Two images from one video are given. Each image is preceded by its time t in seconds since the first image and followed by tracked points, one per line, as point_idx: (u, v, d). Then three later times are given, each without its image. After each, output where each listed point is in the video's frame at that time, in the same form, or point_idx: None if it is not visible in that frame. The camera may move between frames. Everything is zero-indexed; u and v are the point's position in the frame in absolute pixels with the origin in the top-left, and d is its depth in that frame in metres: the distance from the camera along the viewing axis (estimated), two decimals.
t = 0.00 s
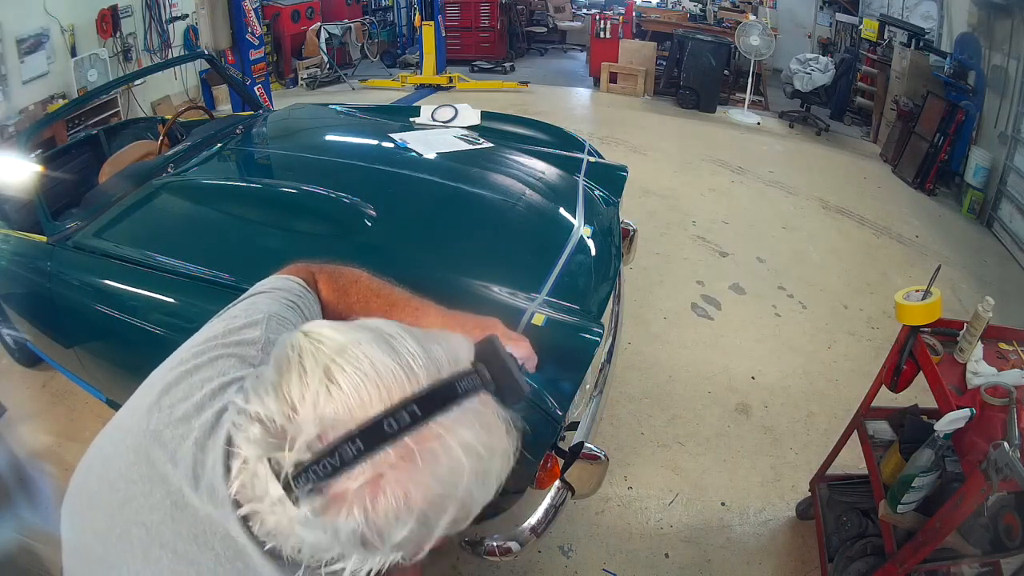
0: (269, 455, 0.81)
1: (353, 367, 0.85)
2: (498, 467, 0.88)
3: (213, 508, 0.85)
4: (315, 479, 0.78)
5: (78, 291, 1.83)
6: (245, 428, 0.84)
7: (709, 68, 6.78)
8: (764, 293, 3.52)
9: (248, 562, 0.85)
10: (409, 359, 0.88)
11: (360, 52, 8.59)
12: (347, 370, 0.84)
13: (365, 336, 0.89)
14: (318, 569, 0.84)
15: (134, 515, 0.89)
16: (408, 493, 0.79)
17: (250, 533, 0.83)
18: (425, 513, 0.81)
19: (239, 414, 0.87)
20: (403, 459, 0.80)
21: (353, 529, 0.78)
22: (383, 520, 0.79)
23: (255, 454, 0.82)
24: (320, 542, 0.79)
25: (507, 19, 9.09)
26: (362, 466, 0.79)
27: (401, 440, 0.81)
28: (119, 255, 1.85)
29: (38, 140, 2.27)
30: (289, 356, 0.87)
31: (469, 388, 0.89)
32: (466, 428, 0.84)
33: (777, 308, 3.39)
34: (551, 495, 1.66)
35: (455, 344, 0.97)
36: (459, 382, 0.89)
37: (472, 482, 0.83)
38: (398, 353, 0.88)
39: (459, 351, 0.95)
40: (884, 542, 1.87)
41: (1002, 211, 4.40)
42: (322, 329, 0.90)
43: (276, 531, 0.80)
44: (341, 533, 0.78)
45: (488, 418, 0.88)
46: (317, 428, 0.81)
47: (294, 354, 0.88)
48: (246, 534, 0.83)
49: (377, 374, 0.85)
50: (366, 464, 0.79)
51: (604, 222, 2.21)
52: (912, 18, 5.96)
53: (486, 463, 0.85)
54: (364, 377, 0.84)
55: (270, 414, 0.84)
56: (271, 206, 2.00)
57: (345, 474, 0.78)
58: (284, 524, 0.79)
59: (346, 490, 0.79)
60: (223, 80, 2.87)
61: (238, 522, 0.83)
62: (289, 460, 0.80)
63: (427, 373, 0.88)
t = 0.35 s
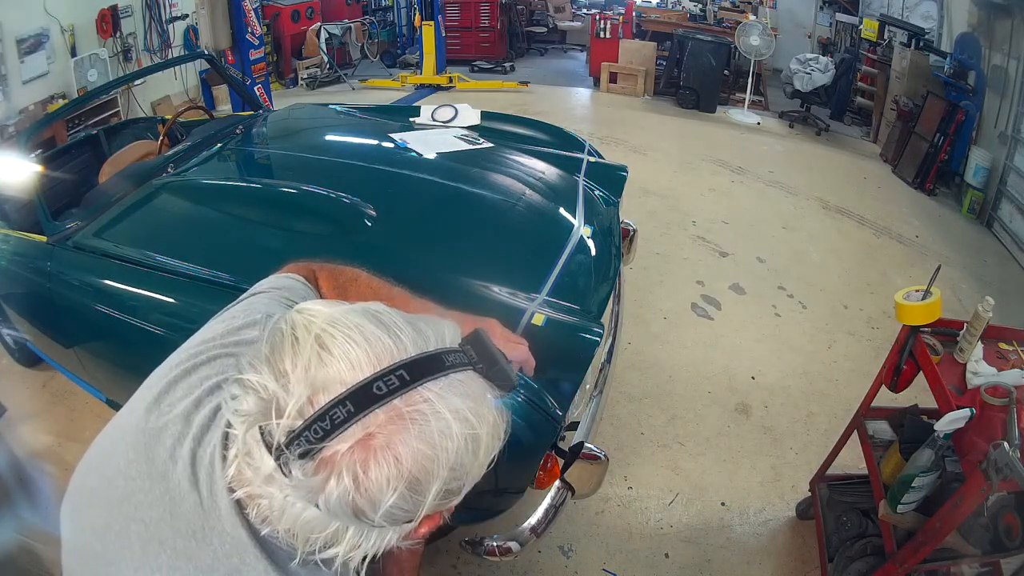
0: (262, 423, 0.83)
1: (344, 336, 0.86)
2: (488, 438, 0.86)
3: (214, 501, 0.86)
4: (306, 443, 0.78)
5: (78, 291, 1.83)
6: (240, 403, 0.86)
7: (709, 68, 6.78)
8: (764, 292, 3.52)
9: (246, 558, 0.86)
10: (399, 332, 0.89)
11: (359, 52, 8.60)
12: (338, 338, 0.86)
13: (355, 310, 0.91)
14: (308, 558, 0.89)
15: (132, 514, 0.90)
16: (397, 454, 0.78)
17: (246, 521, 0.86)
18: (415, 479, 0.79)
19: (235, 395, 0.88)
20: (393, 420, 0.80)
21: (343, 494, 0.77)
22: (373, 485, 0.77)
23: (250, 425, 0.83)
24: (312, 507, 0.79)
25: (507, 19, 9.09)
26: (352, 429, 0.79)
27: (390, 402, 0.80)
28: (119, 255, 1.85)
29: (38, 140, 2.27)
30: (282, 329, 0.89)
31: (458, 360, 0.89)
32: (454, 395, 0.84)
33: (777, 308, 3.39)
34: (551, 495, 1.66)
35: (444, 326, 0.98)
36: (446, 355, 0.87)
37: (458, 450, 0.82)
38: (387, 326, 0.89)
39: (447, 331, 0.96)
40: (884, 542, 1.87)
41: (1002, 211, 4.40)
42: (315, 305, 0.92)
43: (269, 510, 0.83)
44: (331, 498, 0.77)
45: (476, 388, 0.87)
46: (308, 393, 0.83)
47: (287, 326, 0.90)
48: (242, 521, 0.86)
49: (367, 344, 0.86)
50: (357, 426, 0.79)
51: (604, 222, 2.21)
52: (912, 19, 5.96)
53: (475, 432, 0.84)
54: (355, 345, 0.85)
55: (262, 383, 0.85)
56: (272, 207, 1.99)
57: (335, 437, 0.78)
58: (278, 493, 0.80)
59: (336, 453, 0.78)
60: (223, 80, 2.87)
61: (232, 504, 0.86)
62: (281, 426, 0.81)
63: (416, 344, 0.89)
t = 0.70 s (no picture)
0: (259, 417, 0.84)
1: (345, 333, 0.87)
2: (483, 440, 0.86)
3: (210, 495, 0.86)
4: (301, 436, 0.78)
5: (78, 291, 1.83)
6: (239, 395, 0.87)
7: (709, 68, 6.78)
8: (764, 292, 3.52)
9: (242, 553, 0.85)
10: (399, 332, 0.89)
11: (359, 52, 8.60)
12: (340, 335, 0.87)
13: (358, 308, 0.92)
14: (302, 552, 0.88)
15: (128, 508, 0.90)
16: (392, 452, 0.78)
17: (240, 516, 0.86)
18: (408, 477, 0.79)
19: (235, 388, 0.89)
20: (389, 418, 0.80)
21: (337, 489, 0.78)
22: (366, 481, 0.78)
23: (248, 419, 0.84)
24: (305, 501, 0.80)
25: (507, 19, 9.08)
26: (348, 424, 0.79)
27: (387, 400, 0.81)
28: (119, 255, 1.85)
29: (38, 140, 2.27)
30: (284, 324, 0.90)
31: (457, 361, 0.89)
32: (451, 396, 0.84)
33: (777, 308, 3.39)
34: (551, 495, 1.66)
35: (446, 328, 0.98)
36: (444, 356, 0.88)
37: (450, 453, 0.82)
38: (389, 325, 0.90)
39: (449, 333, 0.96)
40: (884, 541, 1.87)
41: (1002, 211, 4.40)
42: (318, 302, 0.93)
43: (264, 504, 0.83)
44: (324, 492, 0.78)
45: (473, 391, 0.87)
46: (306, 388, 0.83)
47: (288, 323, 0.91)
48: (237, 516, 0.85)
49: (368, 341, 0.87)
50: (353, 422, 0.79)
51: (604, 222, 2.21)
52: (912, 19, 5.96)
53: (470, 433, 0.84)
54: (355, 342, 0.86)
55: (262, 378, 0.86)
56: (270, 205, 2.00)
57: (331, 432, 0.79)
58: (271, 485, 0.80)
59: (330, 448, 0.79)
60: (223, 80, 2.87)
61: (228, 497, 0.86)
62: (278, 420, 0.81)
63: (416, 344, 0.89)
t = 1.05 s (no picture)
0: (276, 438, 0.81)
1: (374, 361, 0.85)
2: (496, 477, 0.87)
3: (204, 497, 0.85)
4: (322, 464, 0.77)
5: (78, 291, 1.83)
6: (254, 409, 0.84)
7: (709, 68, 6.78)
8: (764, 292, 3.52)
9: (236, 558, 0.84)
10: (426, 362, 0.88)
11: (360, 52, 8.60)
12: (368, 362, 0.85)
13: (386, 334, 0.90)
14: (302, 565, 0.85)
15: (124, 509, 0.90)
16: (413, 487, 0.78)
17: (237, 524, 0.84)
18: (426, 511, 0.79)
19: (245, 397, 0.87)
20: (412, 453, 0.80)
21: (354, 519, 0.77)
22: (385, 514, 0.78)
23: (264, 437, 0.82)
24: (316, 525, 0.78)
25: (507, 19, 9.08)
26: (372, 456, 0.79)
27: (412, 435, 0.80)
28: (118, 255, 1.85)
29: (38, 140, 2.27)
30: (310, 343, 0.87)
31: (479, 397, 0.88)
32: (473, 434, 0.84)
33: (777, 308, 3.39)
34: (551, 495, 1.66)
35: (465, 357, 0.97)
36: (468, 392, 0.87)
37: (467, 489, 0.82)
38: (416, 354, 0.89)
39: (470, 364, 0.95)
40: (884, 542, 1.87)
41: (1002, 211, 4.40)
42: (346, 323, 0.90)
43: (268, 518, 0.82)
44: (341, 522, 0.77)
45: (492, 428, 0.87)
46: (331, 416, 0.81)
47: (315, 343, 0.88)
48: (233, 524, 0.84)
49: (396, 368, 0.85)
50: (376, 455, 0.79)
51: (604, 221, 2.22)
52: (912, 19, 5.96)
53: (487, 470, 0.85)
54: (383, 371, 0.84)
55: (283, 397, 0.83)
56: (271, 207, 2.00)
57: (353, 462, 0.78)
58: (283, 503, 0.79)
59: (352, 479, 0.78)
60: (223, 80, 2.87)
61: (225, 504, 0.84)
62: (298, 444, 0.80)
63: (441, 377, 0.88)
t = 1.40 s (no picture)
0: (258, 425, 0.82)
1: (351, 343, 0.86)
2: (482, 453, 0.87)
3: (195, 496, 0.86)
4: (304, 447, 0.77)
5: (78, 291, 1.83)
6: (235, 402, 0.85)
7: (709, 68, 6.78)
8: (764, 292, 3.52)
9: (227, 558, 0.84)
10: (404, 344, 0.89)
11: (360, 52, 8.60)
12: (346, 345, 0.86)
13: (363, 317, 0.91)
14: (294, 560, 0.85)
15: (118, 510, 0.90)
16: (397, 465, 0.78)
17: (228, 523, 0.84)
18: (412, 490, 0.79)
19: (231, 391, 0.87)
20: (395, 431, 0.80)
21: (339, 502, 0.77)
22: (370, 495, 0.77)
23: (247, 427, 0.82)
24: (303, 512, 0.78)
25: (507, 19, 9.08)
26: (353, 437, 0.79)
27: (392, 414, 0.81)
28: (118, 255, 1.85)
29: (38, 140, 2.27)
30: (288, 330, 0.88)
31: (459, 376, 0.89)
32: (454, 410, 0.84)
33: (777, 308, 3.39)
34: (551, 495, 1.66)
35: (446, 342, 0.98)
36: (447, 370, 0.88)
37: (453, 466, 0.82)
38: (394, 336, 0.89)
39: (450, 347, 0.96)
40: (884, 542, 1.87)
41: (1002, 211, 4.40)
42: (321, 310, 0.92)
43: (257, 511, 0.82)
44: (326, 505, 0.76)
45: (473, 405, 0.88)
46: (311, 399, 0.81)
47: (293, 329, 0.89)
48: (225, 523, 0.84)
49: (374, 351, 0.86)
50: (357, 435, 0.79)
51: (604, 221, 2.22)
52: (912, 18, 5.96)
53: (471, 448, 0.85)
54: (361, 353, 0.85)
55: (264, 383, 0.84)
56: (271, 207, 2.00)
57: (334, 444, 0.78)
58: (269, 493, 0.79)
59: (335, 460, 0.78)
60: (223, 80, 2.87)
61: (215, 501, 0.84)
62: (279, 430, 0.79)
63: (420, 357, 0.89)
